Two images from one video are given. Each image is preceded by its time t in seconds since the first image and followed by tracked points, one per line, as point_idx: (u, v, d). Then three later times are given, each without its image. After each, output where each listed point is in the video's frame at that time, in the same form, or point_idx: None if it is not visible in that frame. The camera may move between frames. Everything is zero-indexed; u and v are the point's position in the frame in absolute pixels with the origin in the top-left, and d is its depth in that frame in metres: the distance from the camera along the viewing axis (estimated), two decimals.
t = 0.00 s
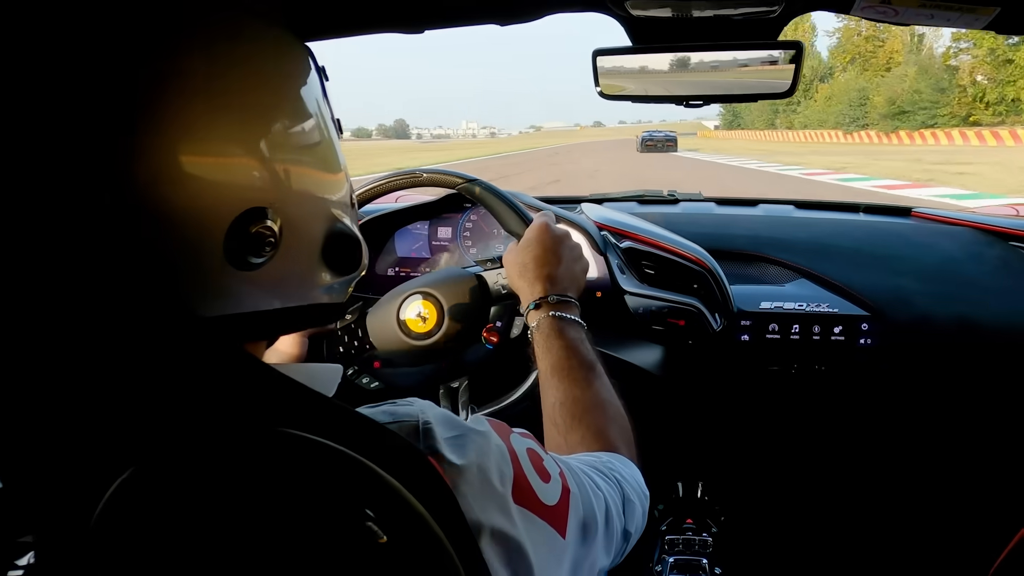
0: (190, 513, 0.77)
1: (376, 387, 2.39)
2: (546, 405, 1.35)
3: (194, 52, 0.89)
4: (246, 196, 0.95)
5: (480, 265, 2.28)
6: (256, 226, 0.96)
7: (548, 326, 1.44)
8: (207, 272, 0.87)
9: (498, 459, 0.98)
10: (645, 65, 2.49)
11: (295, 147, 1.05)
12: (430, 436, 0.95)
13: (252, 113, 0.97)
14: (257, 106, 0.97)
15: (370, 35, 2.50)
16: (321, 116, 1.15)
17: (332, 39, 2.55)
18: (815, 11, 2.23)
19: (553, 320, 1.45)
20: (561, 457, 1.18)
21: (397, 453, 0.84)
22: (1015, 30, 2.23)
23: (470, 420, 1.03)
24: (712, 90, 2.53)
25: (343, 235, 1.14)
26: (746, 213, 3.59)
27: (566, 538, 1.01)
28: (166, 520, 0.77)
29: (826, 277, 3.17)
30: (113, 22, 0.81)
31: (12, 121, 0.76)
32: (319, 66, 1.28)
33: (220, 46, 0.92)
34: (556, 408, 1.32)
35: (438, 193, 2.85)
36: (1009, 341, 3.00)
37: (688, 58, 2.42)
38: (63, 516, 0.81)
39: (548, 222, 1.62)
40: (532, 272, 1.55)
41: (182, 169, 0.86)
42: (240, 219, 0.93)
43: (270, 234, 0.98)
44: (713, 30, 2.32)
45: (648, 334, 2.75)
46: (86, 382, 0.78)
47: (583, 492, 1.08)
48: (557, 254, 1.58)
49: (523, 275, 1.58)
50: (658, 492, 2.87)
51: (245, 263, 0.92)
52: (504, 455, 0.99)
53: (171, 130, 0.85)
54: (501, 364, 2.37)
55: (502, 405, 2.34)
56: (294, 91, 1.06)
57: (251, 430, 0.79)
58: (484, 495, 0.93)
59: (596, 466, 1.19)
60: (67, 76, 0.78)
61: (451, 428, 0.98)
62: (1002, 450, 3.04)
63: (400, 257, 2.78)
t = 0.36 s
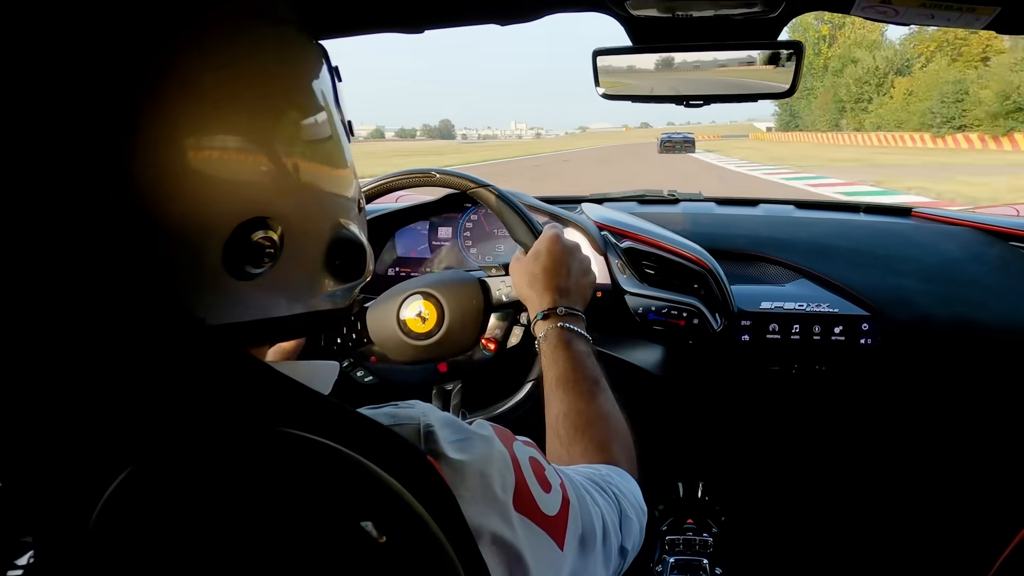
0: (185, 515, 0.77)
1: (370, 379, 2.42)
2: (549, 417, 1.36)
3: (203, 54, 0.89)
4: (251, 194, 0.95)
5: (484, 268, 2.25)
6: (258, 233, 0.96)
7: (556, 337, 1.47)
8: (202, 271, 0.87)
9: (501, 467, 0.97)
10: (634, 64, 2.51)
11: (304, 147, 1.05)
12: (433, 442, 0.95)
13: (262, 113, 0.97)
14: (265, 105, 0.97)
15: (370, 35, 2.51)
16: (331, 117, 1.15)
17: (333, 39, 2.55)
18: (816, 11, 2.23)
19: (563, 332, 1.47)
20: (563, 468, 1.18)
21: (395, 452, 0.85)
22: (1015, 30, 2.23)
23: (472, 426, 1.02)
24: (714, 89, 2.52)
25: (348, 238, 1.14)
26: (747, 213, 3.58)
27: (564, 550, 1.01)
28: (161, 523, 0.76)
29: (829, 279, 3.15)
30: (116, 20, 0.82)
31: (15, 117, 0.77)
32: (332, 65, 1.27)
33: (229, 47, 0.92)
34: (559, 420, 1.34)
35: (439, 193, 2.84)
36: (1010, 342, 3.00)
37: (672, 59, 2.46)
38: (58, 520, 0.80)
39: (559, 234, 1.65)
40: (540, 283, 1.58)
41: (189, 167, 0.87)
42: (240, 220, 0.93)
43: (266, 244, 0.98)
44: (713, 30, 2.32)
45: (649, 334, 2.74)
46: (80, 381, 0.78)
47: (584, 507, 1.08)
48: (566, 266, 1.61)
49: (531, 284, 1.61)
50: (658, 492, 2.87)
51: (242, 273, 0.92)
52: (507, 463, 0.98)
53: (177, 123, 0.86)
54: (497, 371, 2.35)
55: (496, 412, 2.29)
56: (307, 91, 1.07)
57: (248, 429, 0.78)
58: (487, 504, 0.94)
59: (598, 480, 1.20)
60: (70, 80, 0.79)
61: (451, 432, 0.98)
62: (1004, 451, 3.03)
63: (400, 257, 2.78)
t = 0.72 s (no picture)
0: (183, 516, 0.76)
1: (365, 371, 2.35)
2: (549, 437, 1.37)
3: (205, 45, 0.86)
4: (254, 194, 0.91)
5: (491, 278, 2.27)
6: (257, 236, 0.92)
7: (559, 360, 1.49)
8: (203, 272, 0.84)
9: (506, 478, 0.98)
10: (629, 65, 2.51)
11: (309, 146, 1.01)
12: (443, 452, 0.95)
13: (265, 109, 0.93)
14: (268, 101, 0.94)
15: (373, 35, 2.51)
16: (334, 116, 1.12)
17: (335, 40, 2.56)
18: (819, 11, 2.22)
19: (565, 355, 1.49)
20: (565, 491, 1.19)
21: (395, 452, 0.86)
22: (1019, 29, 2.22)
23: (480, 435, 1.02)
24: (714, 87, 2.53)
25: (351, 240, 1.10)
26: (750, 213, 3.57)
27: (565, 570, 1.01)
28: (159, 523, 0.76)
29: (832, 278, 3.16)
30: (115, 10, 0.80)
31: (15, 109, 0.76)
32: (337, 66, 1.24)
33: (228, 41, 0.89)
34: (559, 443, 1.34)
35: (441, 193, 2.84)
36: (1013, 342, 2.99)
37: (663, 59, 2.46)
38: (60, 520, 0.81)
39: (572, 258, 1.69)
40: (548, 304, 1.62)
41: (191, 165, 0.84)
42: (245, 221, 0.90)
43: (267, 248, 0.93)
44: (717, 30, 2.32)
45: (651, 333, 2.71)
46: (85, 383, 0.79)
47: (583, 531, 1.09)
48: (574, 291, 1.66)
49: (539, 303, 1.64)
50: (660, 493, 2.85)
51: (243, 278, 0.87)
52: (512, 477, 0.99)
53: (173, 119, 0.82)
54: (490, 379, 2.34)
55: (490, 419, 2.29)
56: (313, 87, 1.04)
57: (251, 429, 0.79)
58: (494, 517, 0.94)
59: (597, 505, 1.21)
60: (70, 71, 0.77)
61: (457, 440, 0.98)
62: (1008, 452, 3.02)
63: (404, 257, 2.77)
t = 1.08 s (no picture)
0: (182, 513, 0.76)
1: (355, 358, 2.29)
2: (543, 460, 1.36)
3: (221, 42, 0.87)
4: (264, 193, 0.92)
5: (492, 286, 2.18)
6: (259, 245, 0.91)
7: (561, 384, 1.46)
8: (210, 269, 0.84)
9: (503, 493, 0.98)
10: (625, 63, 2.52)
11: (322, 147, 1.03)
12: (448, 463, 0.96)
13: (278, 112, 0.95)
14: (283, 101, 0.96)
15: (373, 34, 2.52)
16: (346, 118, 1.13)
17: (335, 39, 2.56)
18: (818, 10, 2.22)
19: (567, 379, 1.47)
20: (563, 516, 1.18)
21: (392, 449, 0.85)
22: (1017, 28, 2.22)
23: (485, 448, 1.03)
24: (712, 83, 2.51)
25: (359, 247, 1.11)
26: (749, 211, 3.57)
27: None
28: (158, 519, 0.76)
29: (832, 278, 3.15)
30: (129, 14, 0.80)
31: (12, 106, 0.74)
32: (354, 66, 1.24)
33: (246, 43, 0.91)
34: (555, 466, 1.33)
35: (439, 192, 2.84)
36: (1011, 340, 2.99)
37: (657, 58, 2.48)
38: (54, 520, 0.80)
39: (578, 280, 1.71)
40: (554, 323, 1.61)
41: (204, 164, 0.84)
42: (255, 224, 0.91)
43: (273, 254, 0.94)
44: (716, 28, 2.32)
45: (643, 331, 2.71)
46: (82, 379, 0.78)
47: (576, 554, 1.07)
48: (578, 311, 1.67)
49: (544, 321, 1.62)
50: (659, 492, 2.82)
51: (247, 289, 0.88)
52: (513, 495, 0.99)
53: (183, 117, 0.82)
54: (482, 383, 2.29)
55: (481, 426, 2.24)
56: (325, 85, 1.06)
57: (251, 427, 0.79)
58: (489, 534, 0.94)
59: (592, 538, 1.19)
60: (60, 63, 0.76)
61: (463, 448, 0.99)
62: (1006, 449, 3.03)
63: (403, 256, 2.76)
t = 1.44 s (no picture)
0: (190, 510, 0.76)
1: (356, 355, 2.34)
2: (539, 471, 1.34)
3: (233, 33, 0.89)
4: (270, 184, 0.92)
5: (497, 295, 2.17)
6: (264, 239, 0.91)
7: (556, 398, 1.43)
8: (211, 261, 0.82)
9: (508, 493, 0.98)
10: (631, 69, 2.53)
11: (329, 141, 1.04)
12: (453, 460, 0.95)
13: (285, 106, 0.96)
14: (290, 95, 0.97)
15: (378, 37, 2.53)
16: (356, 119, 1.14)
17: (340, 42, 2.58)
18: (822, 13, 2.23)
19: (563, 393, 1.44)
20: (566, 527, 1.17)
21: (395, 448, 0.85)
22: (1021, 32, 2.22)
23: (490, 441, 1.03)
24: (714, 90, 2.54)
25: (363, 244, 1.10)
26: (751, 215, 3.58)
27: None
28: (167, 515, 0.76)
29: (836, 282, 3.14)
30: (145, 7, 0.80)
31: (13, 101, 0.73)
32: (364, 68, 1.25)
33: (257, 36, 0.92)
34: (551, 481, 1.31)
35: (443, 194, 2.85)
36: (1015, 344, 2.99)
37: (662, 64, 2.49)
38: (63, 516, 0.81)
39: (580, 296, 1.65)
40: (550, 337, 1.56)
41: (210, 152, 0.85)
42: (260, 215, 0.90)
43: (275, 251, 0.92)
44: (719, 32, 2.32)
45: (648, 335, 2.72)
46: (85, 378, 0.78)
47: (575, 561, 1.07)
48: (576, 327, 1.61)
49: (542, 336, 1.57)
50: (663, 494, 2.74)
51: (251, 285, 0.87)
52: (518, 488, 0.99)
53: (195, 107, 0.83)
54: (482, 389, 2.29)
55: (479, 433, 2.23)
56: (334, 80, 1.07)
57: (257, 425, 0.79)
58: (492, 528, 0.94)
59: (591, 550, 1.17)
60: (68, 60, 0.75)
61: (467, 442, 0.98)
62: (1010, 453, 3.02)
63: (405, 259, 2.78)
